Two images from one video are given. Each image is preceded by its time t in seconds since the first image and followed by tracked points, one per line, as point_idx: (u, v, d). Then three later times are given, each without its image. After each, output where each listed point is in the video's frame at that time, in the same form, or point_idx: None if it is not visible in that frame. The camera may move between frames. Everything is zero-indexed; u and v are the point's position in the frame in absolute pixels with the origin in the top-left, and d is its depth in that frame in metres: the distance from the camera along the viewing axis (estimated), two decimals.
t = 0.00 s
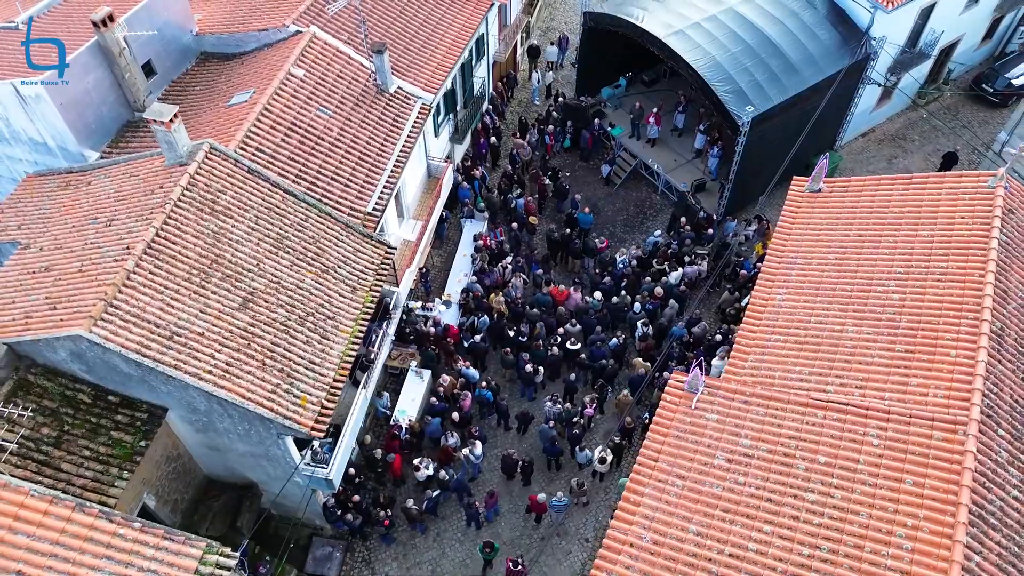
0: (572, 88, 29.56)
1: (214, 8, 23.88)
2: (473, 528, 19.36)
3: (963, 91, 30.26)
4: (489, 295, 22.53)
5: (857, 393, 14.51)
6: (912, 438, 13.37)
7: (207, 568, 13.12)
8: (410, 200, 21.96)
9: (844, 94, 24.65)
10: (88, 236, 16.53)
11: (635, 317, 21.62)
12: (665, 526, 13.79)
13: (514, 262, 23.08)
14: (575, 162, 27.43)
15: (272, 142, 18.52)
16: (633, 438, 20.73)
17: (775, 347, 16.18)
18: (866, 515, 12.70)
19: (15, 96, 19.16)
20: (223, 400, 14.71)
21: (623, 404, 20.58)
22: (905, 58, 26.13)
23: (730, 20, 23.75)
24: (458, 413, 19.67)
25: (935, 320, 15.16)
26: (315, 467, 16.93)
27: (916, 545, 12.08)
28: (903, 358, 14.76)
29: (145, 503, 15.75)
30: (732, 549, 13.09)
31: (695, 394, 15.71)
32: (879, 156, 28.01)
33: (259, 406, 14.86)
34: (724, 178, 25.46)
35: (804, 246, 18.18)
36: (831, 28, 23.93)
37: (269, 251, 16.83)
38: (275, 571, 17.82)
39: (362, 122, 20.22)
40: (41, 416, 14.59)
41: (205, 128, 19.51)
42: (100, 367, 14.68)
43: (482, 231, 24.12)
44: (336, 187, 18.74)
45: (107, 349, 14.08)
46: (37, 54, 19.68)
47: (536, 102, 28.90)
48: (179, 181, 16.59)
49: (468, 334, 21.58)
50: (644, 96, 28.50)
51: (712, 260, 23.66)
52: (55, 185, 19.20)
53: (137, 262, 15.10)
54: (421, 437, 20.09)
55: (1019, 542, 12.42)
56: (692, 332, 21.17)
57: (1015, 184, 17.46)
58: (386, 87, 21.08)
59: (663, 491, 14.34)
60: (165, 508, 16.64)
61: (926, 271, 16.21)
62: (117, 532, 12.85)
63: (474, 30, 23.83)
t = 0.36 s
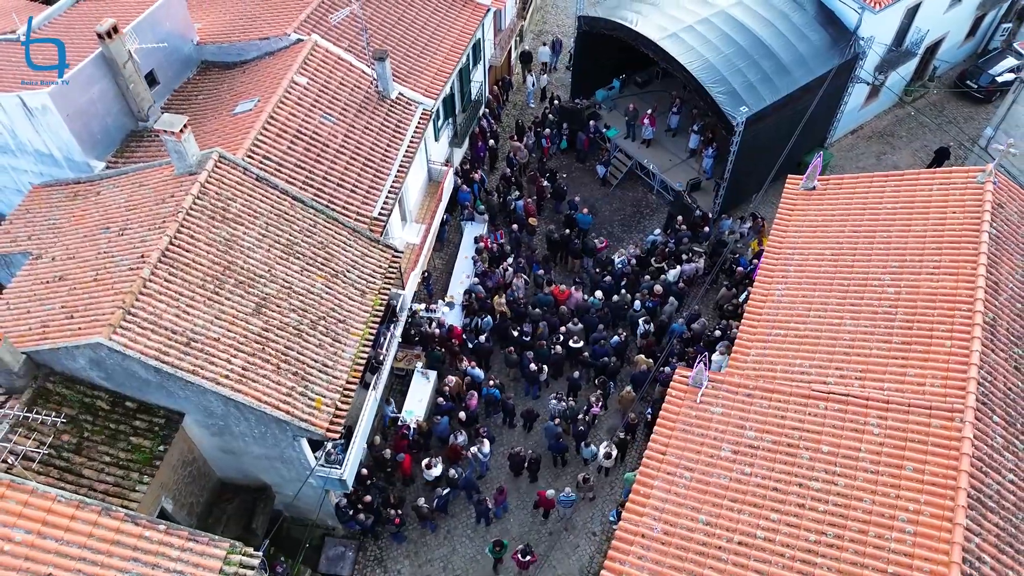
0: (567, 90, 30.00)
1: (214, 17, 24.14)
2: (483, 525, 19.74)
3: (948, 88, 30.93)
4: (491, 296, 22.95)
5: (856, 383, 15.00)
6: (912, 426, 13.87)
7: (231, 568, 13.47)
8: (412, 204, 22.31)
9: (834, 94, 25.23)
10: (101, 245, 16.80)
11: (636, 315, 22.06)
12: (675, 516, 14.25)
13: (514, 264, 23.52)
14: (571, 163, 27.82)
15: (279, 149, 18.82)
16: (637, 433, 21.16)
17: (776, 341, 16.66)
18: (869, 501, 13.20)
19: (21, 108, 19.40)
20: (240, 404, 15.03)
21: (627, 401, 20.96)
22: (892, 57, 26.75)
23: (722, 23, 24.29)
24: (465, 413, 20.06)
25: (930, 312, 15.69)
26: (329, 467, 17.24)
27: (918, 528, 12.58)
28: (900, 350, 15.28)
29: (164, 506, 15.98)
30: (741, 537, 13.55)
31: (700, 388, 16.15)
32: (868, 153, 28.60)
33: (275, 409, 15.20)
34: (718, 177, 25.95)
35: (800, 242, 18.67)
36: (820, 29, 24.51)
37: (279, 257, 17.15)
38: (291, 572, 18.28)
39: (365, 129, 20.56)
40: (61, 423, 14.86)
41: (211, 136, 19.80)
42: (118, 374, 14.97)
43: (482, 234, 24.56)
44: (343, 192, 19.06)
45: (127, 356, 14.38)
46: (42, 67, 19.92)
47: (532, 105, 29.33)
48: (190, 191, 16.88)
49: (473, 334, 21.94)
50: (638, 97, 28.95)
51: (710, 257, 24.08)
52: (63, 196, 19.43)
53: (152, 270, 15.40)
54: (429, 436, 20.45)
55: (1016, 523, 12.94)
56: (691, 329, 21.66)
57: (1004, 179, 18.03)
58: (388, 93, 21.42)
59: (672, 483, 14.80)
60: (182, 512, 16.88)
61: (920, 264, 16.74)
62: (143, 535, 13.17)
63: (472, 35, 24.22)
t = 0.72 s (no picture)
0: (560, 93, 30.46)
1: (212, 27, 24.40)
2: (491, 522, 20.12)
3: (932, 84, 31.63)
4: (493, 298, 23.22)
5: (855, 374, 15.54)
6: (910, 414, 14.41)
7: (254, 568, 13.77)
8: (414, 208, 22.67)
9: (823, 93, 25.83)
10: (113, 255, 17.05)
11: (635, 313, 22.51)
12: (684, 507, 14.71)
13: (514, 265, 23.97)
14: (566, 165, 28.33)
15: (284, 157, 19.13)
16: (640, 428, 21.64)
17: (775, 335, 17.18)
18: (871, 488, 13.71)
19: (26, 121, 19.59)
20: (256, 408, 15.34)
21: (629, 398, 21.41)
22: (878, 55, 27.39)
23: (713, 25, 24.83)
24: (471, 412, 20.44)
25: (923, 304, 16.25)
26: (342, 469, 17.63)
27: (918, 512, 13.10)
28: (896, 341, 15.83)
29: (182, 511, 16.21)
30: (749, 525, 14.03)
31: (703, 383, 16.61)
32: (856, 149, 29.23)
33: (290, 413, 15.53)
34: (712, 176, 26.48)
35: (796, 238, 19.22)
36: (808, 29, 25.11)
37: (289, 263, 17.47)
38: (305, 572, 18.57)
39: (367, 135, 20.90)
40: (80, 431, 15.12)
41: (215, 145, 20.08)
42: (136, 382, 15.24)
43: (482, 236, 24.98)
44: (348, 199, 19.39)
45: (145, 364, 14.68)
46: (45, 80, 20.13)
47: (526, 108, 29.76)
48: (199, 200, 17.16)
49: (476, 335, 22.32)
50: (630, 99, 29.44)
51: (705, 254, 24.65)
52: (70, 207, 19.64)
53: (166, 279, 15.70)
54: (436, 436, 20.82)
55: (1011, 504, 13.50)
56: (690, 325, 22.15)
57: (990, 174, 18.64)
58: (388, 99, 21.77)
59: (680, 475, 15.26)
60: (198, 515, 17.13)
61: (912, 258, 17.31)
62: (167, 538, 13.47)
63: (468, 41, 24.62)
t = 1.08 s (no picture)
0: (551, 96, 30.96)
1: (209, 38, 24.69)
2: (499, 519, 20.56)
3: (913, 81, 32.42)
4: (493, 299, 23.66)
5: (851, 365, 16.13)
6: (905, 402, 15.01)
7: (277, 568, 14.16)
8: (414, 213, 23.09)
9: (810, 92, 26.48)
10: (124, 266, 17.34)
11: (634, 311, 23.01)
12: (691, 497, 15.24)
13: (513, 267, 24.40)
14: (561, 167, 28.82)
15: (288, 166, 19.46)
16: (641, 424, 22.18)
17: (773, 329, 17.74)
18: (870, 473, 14.29)
19: (31, 135, 19.83)
20: (272, 413, 15.70)
21: (631, 394, 21.88)
22: (862, 54, 28.09)
23: (702, 28, 25.42)
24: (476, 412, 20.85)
25: (915, 296, 16.87)
26: (354, 470, 17.98)
27: (917, 495, 13.69)
28: (890, 332, 16.44)
29: (199, 516, 16.48)
30: (754, 513, 14.56)
31: (705, 377, 17.12)
32: (842, 146, 29.92)
33: (306, 416, 15.90)
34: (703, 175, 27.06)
35: (789, 235, 19.80)
36: (794, 31, 25.77)
37: (298, 270, 17.82)
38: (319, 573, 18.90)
39: (368, 143, 21.28)
40: (100, 440, 15.42)
41: (218, 155, 20.39)
42: (153, 390, 15.55)
43: (481, 238, 25.35)
44: (352, 206, 19.76)
45: (163, 372, 15.01)
46: (48, 95, 20.37)
47: (519, 111, 30.23)
48: (209, 210, 17.46)
49: (478, 336, 22.73)
50: (621, 100, 29.98)
51: (700, 251, 25.08)
52: (77, 219, 19.88)
53: (180, 288, 16.02)
54: (442, 436, 21.22)
55: (1004, 485, 14.13)
56: (687, 321, 22.69)
57: (975, 169, 19.33)
58: (387, 107, 22.15)
59: (686, 467, 15.77)
60: (215, 520, 17.40)
61: (902, 252, 17.93)
62: (192, 541, 13.80)
63: (462, 47, 25.06)
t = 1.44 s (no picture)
0: (542, 98, 31.42)
1: (204, 49, 24.98)
2: (506, 516, 20.98)
3: (894, 77, 33.18)
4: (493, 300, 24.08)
5: (847, 357, 16.70)
6: (899, 390, 15.59)
7: (297, 568, 14.56)
8: (414, 217, 23.46)
9: (796, 91, 27.12)
10: (133, 277, 17.61)
11: (630, 308, 23.51)
12: (696, 488, 15.74)
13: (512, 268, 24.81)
14: (554, 168, 29.26)
15: (291, 174, 19.77)
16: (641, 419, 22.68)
17: (769, 323, 18.27)
18: (868, 460, 14.86)
19: (33, 149, 20.01)
20: (286, 417, 16.03)
21: (630, 390, 22.35)
22: (845, 52, 28.79)
23: (690, 30, 26.00)
24: (480, 411, 21.31)
25: (905, 287, 17.48)
26: (363, 471, 18.34)
27: (913, 479, 14.26)
28: (882, 323, 17.04)
29: (214, 520, 16.75)
30: (758, 501, 15.09)
31: (705, 371, 17.57)
32: (827, 142, 30.60)
33: (318, 419, 16.26)
34: (694, 174, 27.63)
35: (782, 231, 20.37)
36: (779, 32, 26.41)
37: (305, 277, 18.16)
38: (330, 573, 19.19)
39: (368, 149, 21.63)
40: (116, 448, 15.71)
41: (220, 165, 20.67)
42: (167, 398, 15.84)
43: (479, 241, 25.75)
44: (355, 212, 20.12)
45: (179, 380, 15.31)
46: (50, 109, 20.58)
47: (511, 114, 30.67)
48: (215, 220, 17.75)
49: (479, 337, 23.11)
50: (612, 102, 30.51)
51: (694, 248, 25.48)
52: (82, 231, 20.10)
53: (192, 297, 16.32)
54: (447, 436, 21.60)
55: (995, 468, 14.73)
56: (682, 318, 23.22)
57: (958, 164, 20.01)
58: (384, 114, 22.51)
59: (689, 459, 16.27)
60: (228, 524, 17.65)
61: (891, 246, 18.54)
62: (213, 544, 14.13)
63: (456, 53, 25.47)
